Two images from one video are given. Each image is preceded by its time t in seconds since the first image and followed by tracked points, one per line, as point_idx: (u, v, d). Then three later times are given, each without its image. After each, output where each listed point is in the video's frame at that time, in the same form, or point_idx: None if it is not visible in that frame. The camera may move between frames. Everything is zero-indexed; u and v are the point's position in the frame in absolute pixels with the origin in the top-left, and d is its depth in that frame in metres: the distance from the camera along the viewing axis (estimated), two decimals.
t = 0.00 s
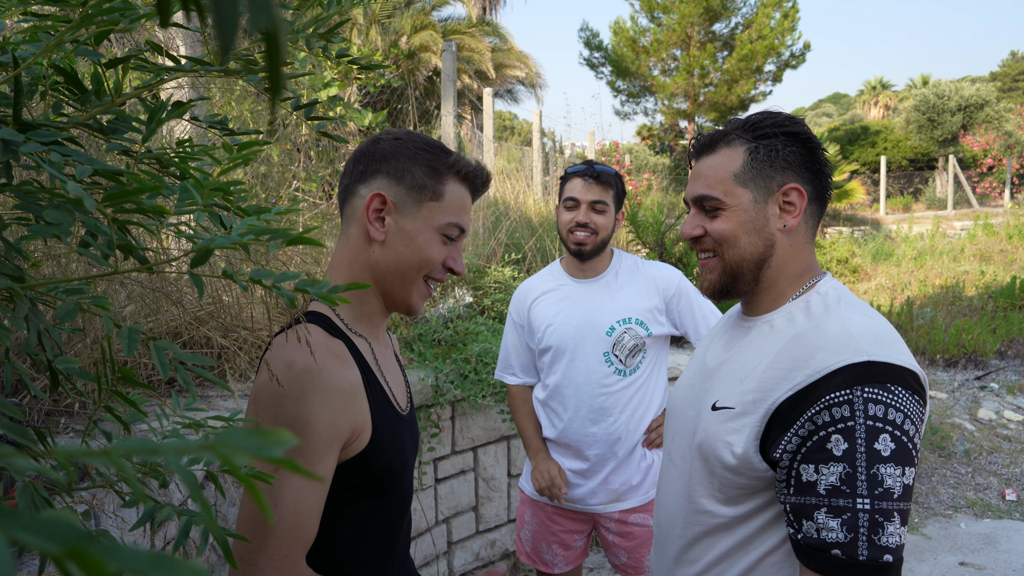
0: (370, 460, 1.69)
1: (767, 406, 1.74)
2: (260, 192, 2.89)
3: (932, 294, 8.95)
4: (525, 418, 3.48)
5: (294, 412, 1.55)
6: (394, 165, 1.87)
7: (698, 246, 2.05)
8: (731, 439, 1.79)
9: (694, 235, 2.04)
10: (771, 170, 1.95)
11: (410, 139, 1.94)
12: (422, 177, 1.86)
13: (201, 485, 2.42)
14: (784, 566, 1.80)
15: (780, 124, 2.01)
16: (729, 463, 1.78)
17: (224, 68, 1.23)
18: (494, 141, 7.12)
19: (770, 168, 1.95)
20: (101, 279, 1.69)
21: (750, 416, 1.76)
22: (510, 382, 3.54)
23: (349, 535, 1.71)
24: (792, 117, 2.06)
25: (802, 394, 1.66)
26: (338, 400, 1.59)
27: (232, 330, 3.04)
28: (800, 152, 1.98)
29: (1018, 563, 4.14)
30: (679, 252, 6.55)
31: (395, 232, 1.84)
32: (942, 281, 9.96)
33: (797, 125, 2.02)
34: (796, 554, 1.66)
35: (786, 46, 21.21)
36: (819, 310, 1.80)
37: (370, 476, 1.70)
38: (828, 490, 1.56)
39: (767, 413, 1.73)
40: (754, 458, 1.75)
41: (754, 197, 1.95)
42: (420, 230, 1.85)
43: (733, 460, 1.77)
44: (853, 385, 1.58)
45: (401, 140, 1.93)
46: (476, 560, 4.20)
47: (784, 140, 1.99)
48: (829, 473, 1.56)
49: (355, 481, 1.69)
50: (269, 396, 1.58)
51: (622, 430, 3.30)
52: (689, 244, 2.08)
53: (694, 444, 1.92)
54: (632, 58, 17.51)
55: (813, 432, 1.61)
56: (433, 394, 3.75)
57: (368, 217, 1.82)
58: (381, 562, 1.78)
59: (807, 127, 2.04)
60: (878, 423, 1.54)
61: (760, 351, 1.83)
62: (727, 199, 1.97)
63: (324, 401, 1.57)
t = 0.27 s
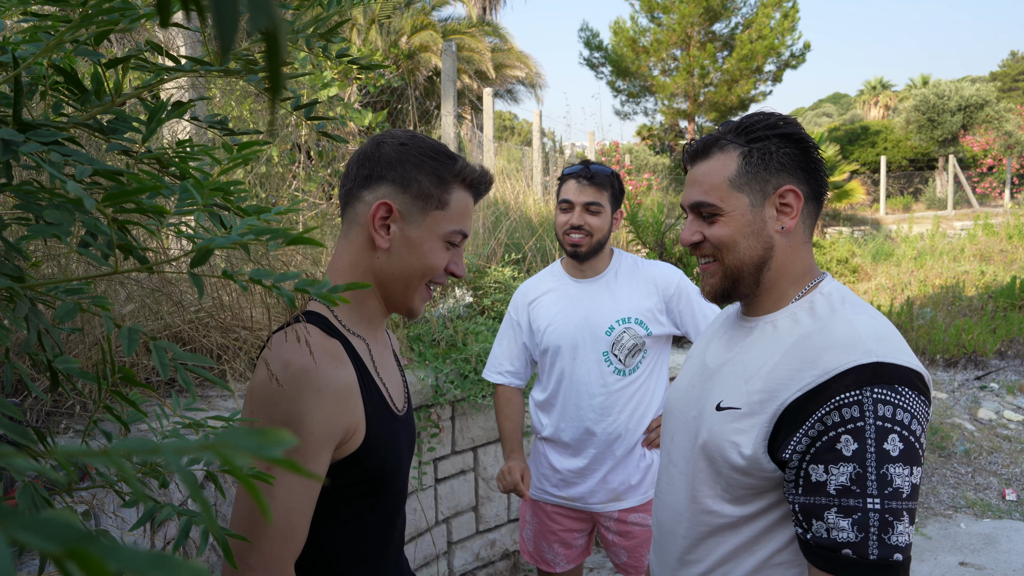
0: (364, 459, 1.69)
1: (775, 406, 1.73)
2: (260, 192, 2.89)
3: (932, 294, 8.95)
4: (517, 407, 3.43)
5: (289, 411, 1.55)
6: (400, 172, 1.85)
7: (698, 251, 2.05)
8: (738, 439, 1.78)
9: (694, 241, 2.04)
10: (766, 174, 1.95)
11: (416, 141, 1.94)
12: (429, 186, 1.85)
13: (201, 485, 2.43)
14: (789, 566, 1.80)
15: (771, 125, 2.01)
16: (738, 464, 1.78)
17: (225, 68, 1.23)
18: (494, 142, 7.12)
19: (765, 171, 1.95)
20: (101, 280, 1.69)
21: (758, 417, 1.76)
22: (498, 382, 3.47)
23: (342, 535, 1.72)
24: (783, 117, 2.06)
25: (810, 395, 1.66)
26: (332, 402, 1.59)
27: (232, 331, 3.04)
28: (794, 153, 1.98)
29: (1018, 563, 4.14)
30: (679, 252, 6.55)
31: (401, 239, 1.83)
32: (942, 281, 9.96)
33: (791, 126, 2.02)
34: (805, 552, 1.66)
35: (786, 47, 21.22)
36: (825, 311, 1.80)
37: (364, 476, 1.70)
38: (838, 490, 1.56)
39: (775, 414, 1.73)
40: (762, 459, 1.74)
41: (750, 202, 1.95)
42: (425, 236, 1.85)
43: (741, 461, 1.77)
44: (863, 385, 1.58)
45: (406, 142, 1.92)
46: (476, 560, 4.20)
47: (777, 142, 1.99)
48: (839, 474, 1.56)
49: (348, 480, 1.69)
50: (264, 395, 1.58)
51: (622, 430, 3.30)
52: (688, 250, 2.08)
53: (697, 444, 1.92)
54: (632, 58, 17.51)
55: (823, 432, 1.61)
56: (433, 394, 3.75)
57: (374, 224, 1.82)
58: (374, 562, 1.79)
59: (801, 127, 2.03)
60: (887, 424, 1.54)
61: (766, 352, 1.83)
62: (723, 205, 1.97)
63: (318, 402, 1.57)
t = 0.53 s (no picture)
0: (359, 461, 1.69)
1: (782, 408, 1.73)
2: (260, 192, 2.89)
3: (932, 294, 8.95)
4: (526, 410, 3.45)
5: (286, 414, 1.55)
6: (389, 173, 1.86)
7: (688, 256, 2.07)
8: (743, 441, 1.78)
9: (683, 246, 2.07)
10: (748, 177, 1.96)
11: (400, 139, 1.94)
12: (420, 184, 1.86)
13: (201, 485, 2.43)
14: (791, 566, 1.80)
15: (754, 129, 2.02)
16: (744, 465, 1.77)
17: (224, 68, 1.24)
18: (494, 142, 7.12)
19: (747, 175, 1.96)
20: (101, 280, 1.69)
21: (763, 418, 1.76)
22: (506, 382, 3.49)
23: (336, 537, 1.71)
24: (769, 119, 2.06)
25: (819, 397, 1.66)
26: (331, 405, 1.59)
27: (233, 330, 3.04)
28: (778, 155, 1.97)
29: (1018, 563, 4.14)
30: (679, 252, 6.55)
31: (395, 237, 1.83)
32: (942, 281, 9.95)
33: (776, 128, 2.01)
34: (824, 556, 1.65)
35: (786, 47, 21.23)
36: (825, 311, 1.80)
37: (361, 477, 1.70)
38: (857, 492, 1.56)
39: (783, 415, 1.73)
40: (770, 460, 1.74)
41: (733, 206, 1.97)
42: (422, 234, 1.85)
43: (748, 462, 1.76)
44: (873, 386, 1.59)
45: (392, 142, 1.92)
46: (476, 560, 4.20)
47: (760, 145, 1.99)
48: (857, 476, 1.56)
49: (344, 482, 1.69)
50: (262, 398, 1.58)
51: (622, 430, 3.30)
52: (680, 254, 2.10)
53: (698, 445, 1.91)
54: (632, 58, 17.52)
55: (836, 435, 1.60)
56: (433, 394, 3.75)
57: (369, 227, 1.81)
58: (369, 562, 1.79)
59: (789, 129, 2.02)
60: (900, 422, 1.55)
61: (767, 352, 1.83)
62: (707, 210, 1.99)
63: (316, 406, 1.57)
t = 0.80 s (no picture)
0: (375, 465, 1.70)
1: (780, 407, 1.72)
2: (260, 192, 2.89)
3: (932, 294, 8.94)
4: (530, 412, 3.41)
5: (303, 418, 1.54)
6: (400, 172, 1.83)
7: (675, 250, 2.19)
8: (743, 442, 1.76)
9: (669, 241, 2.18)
10: (703, 184, 1.99)
11: (403, 137, 1.90)
12: (432, 177, 1.86)
13: (201, 485, 2.43)
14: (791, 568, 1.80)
15: (718, 133, 2.00)
16: (741, 465, 1.77)
17: (224, 68, 1.23)
18: (494, 142, 7.13)
19: (702, 182, 1.99)
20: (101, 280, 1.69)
21: (761, 417, 1.74)
22: (508, 381, 3.48)
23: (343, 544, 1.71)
24: (746, 118, 2.00)
25: (815, 394, 1.65)
26: (349, 410, 1.59)
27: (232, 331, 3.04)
28: (735, 164, 1.94)
29: (1018, 563, 4.14)
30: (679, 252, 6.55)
31: (415, 233, 1.83)
32: (942, 281, 9.95)
33: (743, 134, 1.97)
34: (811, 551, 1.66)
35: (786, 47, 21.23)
36: (821, 309, 1.78)
37: (372, 480, 1.70)
38: (848, 488, 1.56)
39: (780, 414, 1.72)
40: (767, 459, 1.73)
41: (692, 212, 2.03)
42: (439, 226, 1.86)
43: (746, 462, 1.75)
44: (868, 384, 1.58)
45: (397, 141, 1.88)
46: (476, 560, 4.20)
47: (718, 151, 1.98)
48: (848, 471, 1.56)
49: (351, 486, 1.69)
50: (279, 402, 1.57)
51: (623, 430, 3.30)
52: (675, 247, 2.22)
53: (697, 446, 1.89)
54: (632, 58, 17.52)
55: (830, 432, 1.60)
56: (433, 394, 3.75)
57: (392, 228, 1.80)
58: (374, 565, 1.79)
59: (761, 133, 1.95)
60: (894, 420, 1.55)
61: (765, 352, 1.81)
62: (676, 213, 2.08)
63: (335, 412, 1.56)
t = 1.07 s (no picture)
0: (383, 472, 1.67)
1: (763, 406, 1.70)
2: (260, 192, 2.90)
3: (932, 294, 8.94)
4: (530, 412, 3.42)
5: (321, 426, 1.50)
6: (436, 174, 1.79)
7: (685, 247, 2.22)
8: (729, 441, 1.76)
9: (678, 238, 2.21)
10: (686, 187, 2.02)
11: (432, 136, 1.83)
12: (461, 178, 1.84)
13: (201, 485, 2.42)
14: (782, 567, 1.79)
15: (698, 138, 2.01)
16: (727, 464, 1.76)
17: (224, 68, 1.23)
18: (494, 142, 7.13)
19: (685, 186, 2.03)
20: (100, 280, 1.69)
21: (746, 416, 1.74)
22: (508, 382, 3.47)
23: (351, 547, 1.70)
24: (727, 122, 1.99)
25: (796, 392, 1.64)
26: (364, 416, 1.55)
27: (232, 331, 3.04)
28: (712, 168, 1.96)
29: (1018, 563, 4.14)
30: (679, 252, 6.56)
31: (444, 235, 1.83)
32: (942, 281, 9.95)
33: (723, 138, 1.97)
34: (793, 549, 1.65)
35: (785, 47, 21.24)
36: (807, 307, 1.77)
37: (380, 486, 1.68)
38: (825, 485, 1.55)
39: (762, 412, 1.71)
40: (751, 457, 1.73)
41: (680, 213, 2.07)
42: (460, 226, 1.86)
43: (731, 461, 1.75)
44: (848, 381, 1.57)
45: (428, 140, 1.81)
46: (476, 560, 4.20)
47: (697, 156, 2.00)
48: (827, 469, 1.55)
49: (357, 492, 1.67)
50: (293, 408, 1.53)
51: (625, 430, 3.30)
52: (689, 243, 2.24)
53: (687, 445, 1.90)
54: (632, 58, 17.52)
55: (809, 429, 1.59)
56: (433, 394, 3.76)
57: (426, 232, 1.78)
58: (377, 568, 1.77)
59: (741, 137, 1.94)
60: (873, 419, 1.53)
61: (752, 351, 1.80)
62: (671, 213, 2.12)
63: (351, 418, 1.53)
